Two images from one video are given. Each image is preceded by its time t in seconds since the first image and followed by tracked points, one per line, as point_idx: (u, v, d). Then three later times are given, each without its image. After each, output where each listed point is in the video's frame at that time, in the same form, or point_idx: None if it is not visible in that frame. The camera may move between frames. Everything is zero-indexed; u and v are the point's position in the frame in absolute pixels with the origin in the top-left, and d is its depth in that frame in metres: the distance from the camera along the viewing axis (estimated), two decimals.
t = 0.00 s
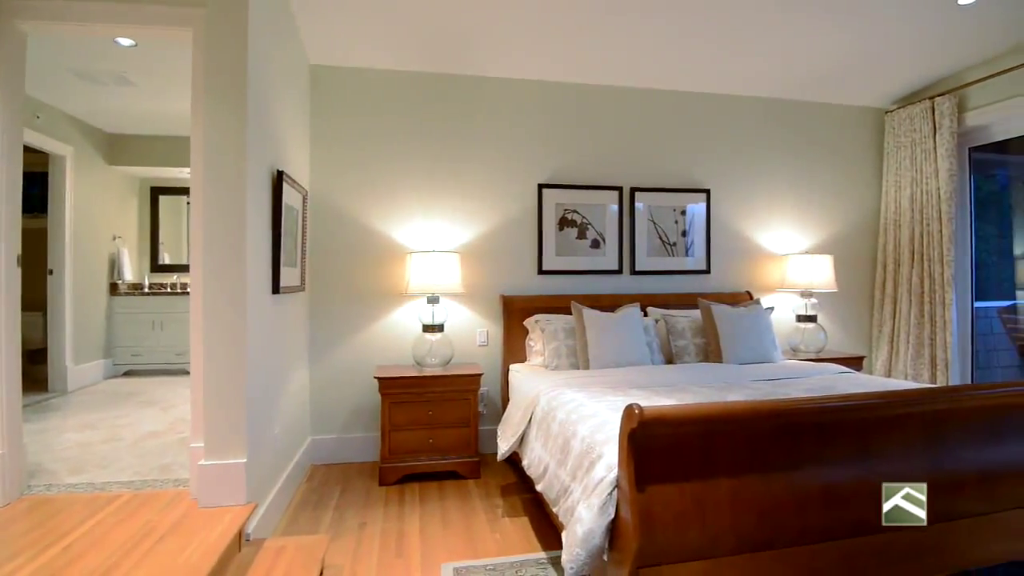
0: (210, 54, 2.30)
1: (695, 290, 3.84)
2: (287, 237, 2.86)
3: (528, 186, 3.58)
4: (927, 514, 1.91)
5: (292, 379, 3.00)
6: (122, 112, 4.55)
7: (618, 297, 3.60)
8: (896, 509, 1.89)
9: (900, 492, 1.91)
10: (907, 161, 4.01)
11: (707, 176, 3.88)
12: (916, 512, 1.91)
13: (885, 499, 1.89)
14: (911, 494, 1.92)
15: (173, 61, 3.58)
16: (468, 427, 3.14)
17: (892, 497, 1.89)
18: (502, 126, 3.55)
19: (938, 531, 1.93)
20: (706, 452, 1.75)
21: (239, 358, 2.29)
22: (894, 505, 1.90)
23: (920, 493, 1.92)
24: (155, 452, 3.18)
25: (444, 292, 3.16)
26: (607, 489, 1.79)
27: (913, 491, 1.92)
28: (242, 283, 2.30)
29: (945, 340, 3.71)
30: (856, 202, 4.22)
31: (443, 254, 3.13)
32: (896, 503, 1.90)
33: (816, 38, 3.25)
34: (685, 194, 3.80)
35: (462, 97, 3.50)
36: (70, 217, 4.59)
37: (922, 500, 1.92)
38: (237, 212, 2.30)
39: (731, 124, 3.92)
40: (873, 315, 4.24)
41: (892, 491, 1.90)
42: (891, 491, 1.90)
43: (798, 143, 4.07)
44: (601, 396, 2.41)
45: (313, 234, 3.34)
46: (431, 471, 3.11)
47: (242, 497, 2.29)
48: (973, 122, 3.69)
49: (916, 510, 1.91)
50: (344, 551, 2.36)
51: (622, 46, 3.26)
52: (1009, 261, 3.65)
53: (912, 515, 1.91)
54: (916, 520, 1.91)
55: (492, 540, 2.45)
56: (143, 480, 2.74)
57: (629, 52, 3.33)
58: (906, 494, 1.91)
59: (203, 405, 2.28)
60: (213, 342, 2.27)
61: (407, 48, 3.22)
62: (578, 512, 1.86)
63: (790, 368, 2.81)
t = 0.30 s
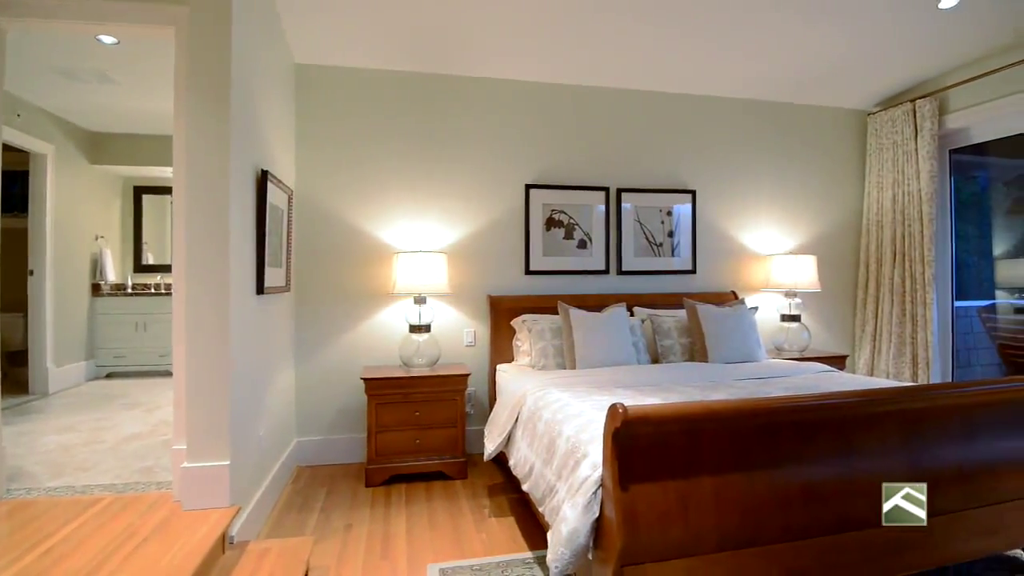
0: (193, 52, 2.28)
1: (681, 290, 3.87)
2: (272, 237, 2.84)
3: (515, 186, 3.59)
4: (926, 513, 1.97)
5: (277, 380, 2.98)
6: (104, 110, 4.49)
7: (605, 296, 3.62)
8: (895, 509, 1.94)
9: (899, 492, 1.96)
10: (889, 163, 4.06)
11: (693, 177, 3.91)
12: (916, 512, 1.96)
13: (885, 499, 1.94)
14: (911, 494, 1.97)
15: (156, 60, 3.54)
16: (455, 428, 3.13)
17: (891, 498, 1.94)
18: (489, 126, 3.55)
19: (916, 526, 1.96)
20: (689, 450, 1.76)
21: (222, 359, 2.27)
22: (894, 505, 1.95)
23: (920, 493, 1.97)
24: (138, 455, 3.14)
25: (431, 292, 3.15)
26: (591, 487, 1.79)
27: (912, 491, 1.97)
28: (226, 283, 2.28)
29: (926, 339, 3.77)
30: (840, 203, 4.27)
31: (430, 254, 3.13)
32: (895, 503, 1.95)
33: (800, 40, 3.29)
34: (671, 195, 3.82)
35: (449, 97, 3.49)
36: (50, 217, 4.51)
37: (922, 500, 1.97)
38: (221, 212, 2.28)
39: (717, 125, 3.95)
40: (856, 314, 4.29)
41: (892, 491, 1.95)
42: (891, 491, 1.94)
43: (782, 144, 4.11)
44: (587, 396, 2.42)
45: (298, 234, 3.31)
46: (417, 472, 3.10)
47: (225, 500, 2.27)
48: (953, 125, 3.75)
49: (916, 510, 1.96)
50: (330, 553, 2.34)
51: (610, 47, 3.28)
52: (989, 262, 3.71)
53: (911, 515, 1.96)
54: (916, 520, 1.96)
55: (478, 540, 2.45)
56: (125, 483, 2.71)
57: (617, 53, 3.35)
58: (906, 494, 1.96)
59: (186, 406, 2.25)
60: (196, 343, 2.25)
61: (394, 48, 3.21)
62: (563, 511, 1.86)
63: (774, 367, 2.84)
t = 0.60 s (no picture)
0: (178, 50, 2.26)
1: (670, 290, 3.89)
2: (258, 236, 2.82)
3: (504, 186, 3.59)
4: (926, 513, 2.00)
5: (264, 380, 2.96)
6: (89, 108, 4.44)
7: (594, 297, 3.63)
8: (896, 508, 1.98)
9: (899, 492, 1.99)
10: (874, 164, 4.11)
11: (681, 178, 3.93)
12: (916, 512, 2.00)
13: (886, 499, 1.98)
14: (911, 494, 2.00)
15: (142, 58, 3.50)
16: (444, 428, 3.13)
17: (892, 497, 1.98)
18: (479, 126, 3.55)
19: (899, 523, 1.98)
20: (675, 449, 1.77)
21: (207, 359, 2.25)
22: (894, 505, 1.99)
23: (920, 493, 2.01)
24: (123, 457, 3.10)
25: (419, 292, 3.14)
26: (578, 486, 1.80)
27: (912, 491, 2.01)
28: (212, 282, 2.27)
29: (911, 338, 3.81)
30: (826, 204, 4.31)
31: (419, 254, 3.12)
32: (895, 504, 1.99)
33: (787, 41, 3.31)
34: (660, 195, 3.84)
35: (438, 97, 3.49)
36: (34, 217, 4.46)
37: (922, 500, 2.01)
38: (206, 211, 2.26)
39: (705, 126, 3.98)
40: (842, 314, 4.33)
41: (893, 491, 1.98)
42: (891, 491, 1.98)
43: (770, 145, 4.15)
44: (574, 396, 2.43)
45: (286, 234, 3.30)
46: (406, 472, 3.09)
47: (211, 501, 2.25)
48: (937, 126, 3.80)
49: (916, 510, 2.00)
50: (317, 555, 2.33)
51: (598, 47, 3.29)
52: (972, 262, 3.76)
53: (912, 515, 2.00)
54: (916, 520, 1.99)
55: (466, 541, 2.44)
56: (109, 485, 2.68)
57: (605, 53, 3.36)
58: (906, 494, 2.00)
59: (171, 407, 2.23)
60: (181, 343, 2.23)
61: (383, 47, 3.20)
62: (550, 510, 1.86)
63: (760, 366, 2.86)
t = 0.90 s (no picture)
0: (163, 48, 2.24)
1: (658, 290, 3.91)
2: (245, 236, 2.80)
3: (493, 186, 3.59)
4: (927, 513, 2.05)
5: (251, 382, 2.94)
6: (73, 106, 4.38)
7: (583, 297, 3.64)
8: (896, 508, 2.02)
9: (900, 492, 2.04)
10: (859, 165, 4.15)
11: (670, 178, 3.95)
12: (916, 512, 2.04)
13: (887, 500, 2.02)
14: (911, 494, 2.05)
15: (127, 56, 3.47)
16: (433, 428, 3.12)
17: (891, 497, 2.02)
18: (469, 126, 3.55)
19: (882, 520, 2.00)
20: (661, 448, 1.78)
21: (193, 360, 2.23)
22: (894, 505, 2.03)
23: (919, 494, 2.06)
24: (108, 459, 3.07)
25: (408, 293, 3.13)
26: (565, 486, 1.80)
27: (912, 491, 2.05)
28: (197, 283, 2.25)
29: (895, 337, 3.86)
30: (812, 205, 4.35)
31: (407, 254, 3.11)
32: (895, 503, 2.03)
33: (774, 43, 3.34)
34: (649, 196, 3.86)
35: (427, 97, 3.48)
36: (18, 216, 4.40)
37: (922, 500, 2.05)
38: (192, 210, 2.24)
39: (693, 127, 4.01)
40: (827, 314, 4.38)
41: (893, 491, 2.03)
42: (891, 491, 2.03)
43: (757, 146, 4.18)
44: (562, 395, 2.44)
45: (273, 234, 3.27)
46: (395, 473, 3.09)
47: (197, 503, 2.23)
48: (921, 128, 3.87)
49: (916, 510, 2.04)
50: (304, 556, 2.32)
51: (587, 48, 3.30)
52: (956, 262, 3.81)
53: (911, 515, 2.04)
54: (916, 520, 2.04)
55: (455, 541, 2.44)
56: (93, 488, 2.65)
57: (594, 54, 3.37)
58: (906, 494, 2.04)
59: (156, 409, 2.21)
60: (165, 344, 2.21)
61: (371, 46, 3.19)
62: (537, 510, 1.87)
63: (746, 365, 2.89)
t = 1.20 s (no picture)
0: (145, 46, 2.21)
1: (645, 290, 3.93)
2: (230, 236, 2.78)
3: (481, 186, 3.59)
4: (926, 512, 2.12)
5: (236, 383, 2.91)
6: (55, 104, 4.32)
7: (571, 297, 3.65)
8: (896, 507, 2.08)
9: (900, 492, 2.09)
10: (843, 166, 4.20)
11: (657, 179, 3.98)
12: (917, 512, 2.11)
13: (888, 500, 2.07)
14: (912, 494, 2.11)
15: (110, 53, 3.42)
16: (420, 429, 3.12)
17: (892, 497, 2.07)
18: (456, 126, 3.55)
19: (864, 516, 2.02)
20: (646, 446, 1.79)
21: (176, 361, 2.21)
22: (895, 505, 2.09)
23: (919, 493, 2.12)
24: (89, 462, 3.03)
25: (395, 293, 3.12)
26: (550, 485, 1.80)
27: (912, 491, 2.11)
28: (180, 283, 2.22)
29: (878, 336, 3.91)
30: (796, 205, 4.40)
31: (394, 254, 3.10)
32: (895, 503, 2.08)
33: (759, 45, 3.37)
34: (636, 197, 3.88)
35: (414, 97, 3.47)
36: None
37: (921, 499, 2.11)
38: (175, 210, 2.22)
39: (680, 128, 4.04)
40: (812, 313, 4.43)
41: (893, 492, 2.08)
42: (891, 491, 2.07)
43: (743, 148, 4.22)
44: (548, 395, 2.44)
45: (258, 233, 3.25)
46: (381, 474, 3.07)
47: (181, 506, 2.21)
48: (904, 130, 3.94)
49: (916, 509, 2.10)
50: (289, 558, 2.30)
51: (575, 49, 3.31)
52: (937, 262, 3.86)
53: (912, 515, 2.10)
54: (917, 519, 2.10)
55: (442, 542, 2.43)
56: (75, 491, 2.61)
57: (582, 55, 3.39)
58: (907, 494, 2.10)
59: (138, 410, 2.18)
60: (148, 345, 2.18)
61: (358, 45, 3.18)
62: (523, 509, 1.87)
63: (732, 365, 2.91)
